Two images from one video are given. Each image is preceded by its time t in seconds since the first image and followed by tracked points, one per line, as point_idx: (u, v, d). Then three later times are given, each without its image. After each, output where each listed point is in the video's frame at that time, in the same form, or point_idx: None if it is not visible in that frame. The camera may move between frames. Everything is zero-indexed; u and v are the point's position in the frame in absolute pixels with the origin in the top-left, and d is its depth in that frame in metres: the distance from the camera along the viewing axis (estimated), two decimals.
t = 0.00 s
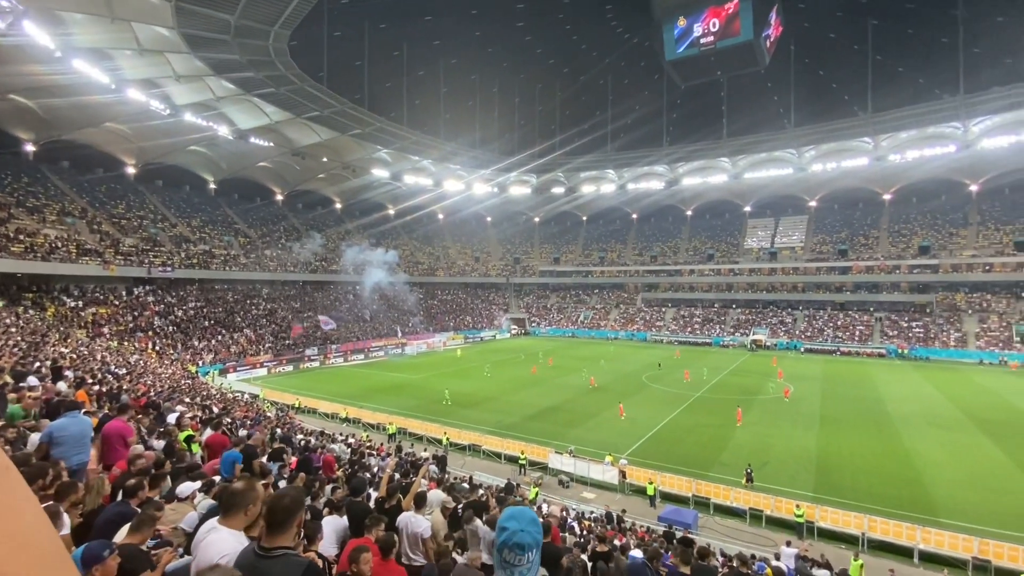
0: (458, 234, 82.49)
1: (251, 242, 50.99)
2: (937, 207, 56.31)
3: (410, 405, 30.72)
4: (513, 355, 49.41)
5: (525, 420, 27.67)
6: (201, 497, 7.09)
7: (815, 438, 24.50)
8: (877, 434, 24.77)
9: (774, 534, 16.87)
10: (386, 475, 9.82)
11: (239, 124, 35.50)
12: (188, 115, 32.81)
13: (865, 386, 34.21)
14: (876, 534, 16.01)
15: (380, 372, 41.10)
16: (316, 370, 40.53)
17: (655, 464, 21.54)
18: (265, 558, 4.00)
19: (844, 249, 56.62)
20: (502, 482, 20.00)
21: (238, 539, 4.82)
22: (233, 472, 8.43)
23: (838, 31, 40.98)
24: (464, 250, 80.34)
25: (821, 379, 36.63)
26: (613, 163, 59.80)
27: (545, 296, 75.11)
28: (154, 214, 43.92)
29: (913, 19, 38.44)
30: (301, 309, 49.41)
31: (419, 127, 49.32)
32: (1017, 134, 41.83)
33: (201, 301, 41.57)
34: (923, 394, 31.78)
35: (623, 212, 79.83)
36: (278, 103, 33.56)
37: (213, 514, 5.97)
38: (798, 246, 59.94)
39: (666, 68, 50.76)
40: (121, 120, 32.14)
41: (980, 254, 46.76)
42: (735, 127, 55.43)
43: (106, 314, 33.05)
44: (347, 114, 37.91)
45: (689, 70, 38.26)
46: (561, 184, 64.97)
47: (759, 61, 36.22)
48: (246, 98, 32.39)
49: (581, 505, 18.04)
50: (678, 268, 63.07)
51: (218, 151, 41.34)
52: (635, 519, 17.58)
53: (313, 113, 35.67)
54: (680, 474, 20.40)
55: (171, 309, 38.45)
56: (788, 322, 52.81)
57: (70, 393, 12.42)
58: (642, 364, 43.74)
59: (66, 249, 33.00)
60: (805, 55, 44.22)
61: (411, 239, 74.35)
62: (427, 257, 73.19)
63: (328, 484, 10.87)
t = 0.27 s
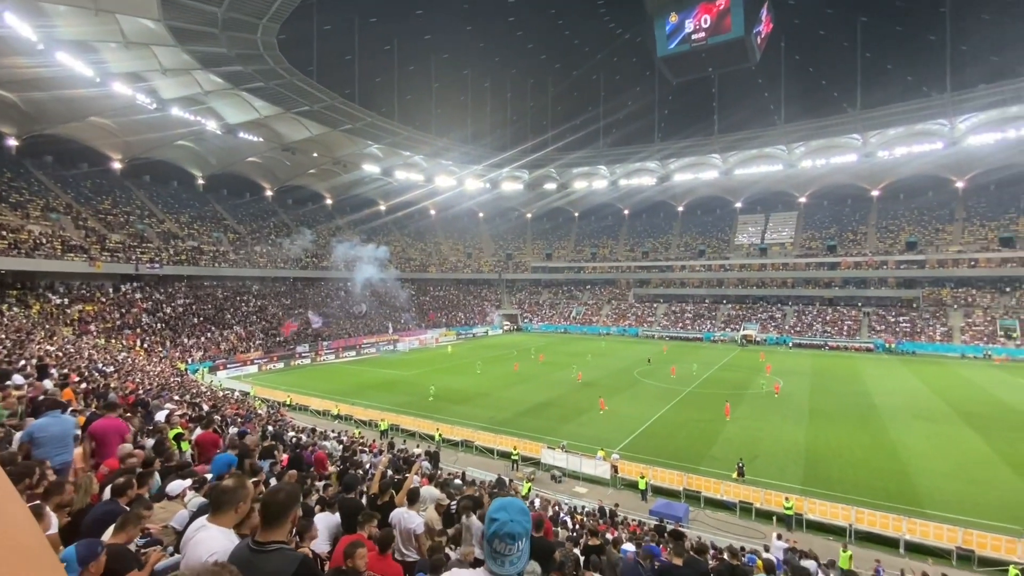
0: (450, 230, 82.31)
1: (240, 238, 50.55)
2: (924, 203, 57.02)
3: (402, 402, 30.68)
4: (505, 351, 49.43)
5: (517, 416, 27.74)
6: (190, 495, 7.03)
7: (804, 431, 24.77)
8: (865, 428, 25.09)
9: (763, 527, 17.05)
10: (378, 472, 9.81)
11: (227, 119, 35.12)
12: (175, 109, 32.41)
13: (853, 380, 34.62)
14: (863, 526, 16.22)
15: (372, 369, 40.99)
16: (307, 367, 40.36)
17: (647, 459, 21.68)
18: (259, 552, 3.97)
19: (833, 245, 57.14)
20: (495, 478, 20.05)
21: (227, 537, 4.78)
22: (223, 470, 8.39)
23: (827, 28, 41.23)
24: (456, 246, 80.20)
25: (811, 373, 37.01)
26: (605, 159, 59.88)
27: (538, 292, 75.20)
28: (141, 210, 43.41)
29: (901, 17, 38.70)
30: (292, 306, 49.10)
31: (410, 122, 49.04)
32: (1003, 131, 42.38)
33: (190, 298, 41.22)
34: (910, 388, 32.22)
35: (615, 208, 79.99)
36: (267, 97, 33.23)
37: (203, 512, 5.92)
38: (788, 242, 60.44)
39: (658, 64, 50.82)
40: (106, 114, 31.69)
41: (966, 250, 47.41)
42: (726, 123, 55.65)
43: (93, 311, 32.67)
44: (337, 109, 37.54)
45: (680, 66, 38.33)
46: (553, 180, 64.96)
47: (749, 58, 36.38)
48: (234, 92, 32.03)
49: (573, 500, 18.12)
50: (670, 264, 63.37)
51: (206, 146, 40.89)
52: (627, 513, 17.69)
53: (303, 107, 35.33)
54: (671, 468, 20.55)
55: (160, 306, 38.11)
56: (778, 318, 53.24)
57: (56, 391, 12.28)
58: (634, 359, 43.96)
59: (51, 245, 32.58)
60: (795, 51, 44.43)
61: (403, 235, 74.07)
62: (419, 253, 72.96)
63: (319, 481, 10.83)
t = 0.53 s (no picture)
0: (442, 226, 82.02)
1: (229, 234, 50.03)
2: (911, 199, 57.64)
3: (394, 398, 30.62)
4: (498, 347, 49.42)
5: (509, 411, 27.80)
6: (180, 492, 6.98)
7: (792, 425, 25.05)
8: (852, 420, 25.40)
9: (753, 519, 17.24)
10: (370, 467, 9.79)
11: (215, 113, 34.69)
12: (161, 103, 31.95)
13: (841, 373, 35.01)
14: (851, 516, 16.44)
15: (364, 365, 40.86)
16: (298, 363, 40.15)
17: (639, 453, 21.83)
18: (249, 546, 3.95)
19: (822, 240, 57.61)
20: (487, 472, 20.09)
21: (217, 533, 4.75)
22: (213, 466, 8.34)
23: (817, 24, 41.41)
24: (448, 241, 79.95)
25: (799, 367, 37.39)
26: (597, 155, 59.85)
27: (530, 288, 75.21)
28: (127, 205, 42.83)
29: (890, 14, 38.93)
30: (282, 302, 48.75)
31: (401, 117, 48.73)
32: (989, 128, 42.86)
33: (178, 294, 40.79)
34: (896, 381, 32.67)
35: (607, 203, 80.10)
36: (255, 90, 32.85)
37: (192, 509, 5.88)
38: (777, 237, 60.87)
39: (649, 59, 50.83)
40: (90, 107, 31.17)
41: (951, 245, 48.01)
42: (716, 119, 55.80)
43: (79, 307, 32.24)
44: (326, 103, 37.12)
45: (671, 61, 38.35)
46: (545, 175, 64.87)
47: (740, 53, 36.47)
48: (222, 86, 31.62)
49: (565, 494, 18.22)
50: (661, 259, 63.61)
51: (193, 140, 40.37)
52: (619, 506, 17.82)
53: (292, 101, 34.95)
54: (662, 462, 20.71)
55: (148, 302, 37.68)
56: (768, 312, 53.66)
57: (41, 389, 12.12)
58: (625, 354, 44.14)
59: (35, 241, 32.08)
60: (785, 47, 44.56)
61: (394, 231, 73.70)
62: (410, 249, 72.67)
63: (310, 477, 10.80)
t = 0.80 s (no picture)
0: (433, 220, 81.68)
1: (217, 228, 49.47)
2: (898, 193, 58.31)
3: (386, 393, 30.54)
4: (490, 342, 49.44)
5: (501, 405, 27.85)
6: (170, 489, 6.91)
7: (780, 417, 25.34)
8: (839, 412, 25.73)
9: (741, 509, 17.45)
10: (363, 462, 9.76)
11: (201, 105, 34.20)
12: (146, 95, 31.42)
13: (829, 366, 35.45)
14: (837, 506, 16.69)
15: (355, 361, 40.70)
16: (288, 359, 39.92)
17: (629, 446, 21.99)
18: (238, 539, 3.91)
19: (810, 235, 58.08)
20: (479, 467, 20.13)
21: (206, 528, 4.69)
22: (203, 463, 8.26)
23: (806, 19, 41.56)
24: (439, 236, 79.68)
25: (788, 360, 37.78)
26: (588, 149, 59.81)
27: (521, 282, 75.22)
28: (112, 199, 42.19)
29: (878, 9, 39.13)
30: (271, 297, 48.35)
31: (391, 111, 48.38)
32: (974, 123, 43.35)
33: (165, 290, 40.31)
34: (882, 373, 33.12)
35: (598, 198, 80.15)
36: (242, 82, 32.41)
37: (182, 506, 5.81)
38: (767, 232, 61.29)
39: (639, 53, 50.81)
40: (73, 99, 30.59)
41: (937, 239, 48.62)
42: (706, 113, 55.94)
43: (63, 304, 31.78)
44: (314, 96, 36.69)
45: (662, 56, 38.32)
46: (536, 170, 64.75)
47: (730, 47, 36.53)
48: (208, 78, 31.15)
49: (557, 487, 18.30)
50: (652, 253, 63.87)
51: (179, 133, 39.80)
52: (610, 498, 17.95)
53: (280, 94, 34.51)
54: (653, 455, 20.87)
55: (134, 298, 37.21)
56: (757, 306, 54.08)
57: (26, 387, 11.95)
58: (617, 348, 44.35)
59: (17, 236, 31.53)
60: (774, 42, 44.75)
61: (384, 225, 73.28)
62: (401, 244, 72.33)
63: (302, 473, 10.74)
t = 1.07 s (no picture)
0: (422, 214, 81.27)
1: (203, 222, 48.82)
2: (883, 188, 59.02)
3: (376, 388, 30.46)
4: (480, 336, 49.47)
5: (492, 399, 27.90)
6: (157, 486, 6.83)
7: (767, 409, 25.64)
8: (825, 404, 26.09)
9: (730, 500, 17.66)
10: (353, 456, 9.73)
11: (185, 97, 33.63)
12: (128, 86, 30.78)
13: (815, 359, 35.90)
14: (823, 496, 16.95)
15: (345, 356, 40.52)
16: (277, 354, 39.64)
17: (619, 438, 22.15)
18: (224, 532, 3.88)
19: (797, 229, 58.57)
20: (470, 460, 20.18)
21: (193, 525, 4.63)
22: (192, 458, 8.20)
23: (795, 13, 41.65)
24: (429, 230, 79.32)
25: (776, 352, 38.20)
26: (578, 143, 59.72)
27: (512, 277, 75.19)
28: (94, 193, 41.41)
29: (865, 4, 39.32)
30: (259, 292, 47.87)
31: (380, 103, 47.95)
32: (959, 118, 43.86)
33: (151, 285, 39.77)
34: (867, 365, 33.62)
35: (588, 192, 80.18)
36: (228, 73, 31.89)
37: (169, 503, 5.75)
38: (755, 226, 61.72)
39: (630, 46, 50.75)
40: (52, 89, 29.91)
41: (921, 233, 49.27)
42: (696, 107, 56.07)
43: (45, 299, 31.26)
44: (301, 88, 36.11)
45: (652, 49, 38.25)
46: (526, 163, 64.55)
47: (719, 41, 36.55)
48: (191, 69, 30.58)
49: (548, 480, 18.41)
50: (642, 247, 64.08)
51: (163, 125, 39.12)
52: (601, 490, 18.09)
53: (266, 86, 34.00)
54: (642, 447, 21.05)
55: (118, 294, 36.66)
56: (745, 300, 54.55)
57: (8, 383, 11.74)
58: (607, 342, 44.58)
59: None
60: (763, 36, 44.87)
61: (373, 219, 72.79)
62: (391, 238, 71.93)
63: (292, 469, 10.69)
